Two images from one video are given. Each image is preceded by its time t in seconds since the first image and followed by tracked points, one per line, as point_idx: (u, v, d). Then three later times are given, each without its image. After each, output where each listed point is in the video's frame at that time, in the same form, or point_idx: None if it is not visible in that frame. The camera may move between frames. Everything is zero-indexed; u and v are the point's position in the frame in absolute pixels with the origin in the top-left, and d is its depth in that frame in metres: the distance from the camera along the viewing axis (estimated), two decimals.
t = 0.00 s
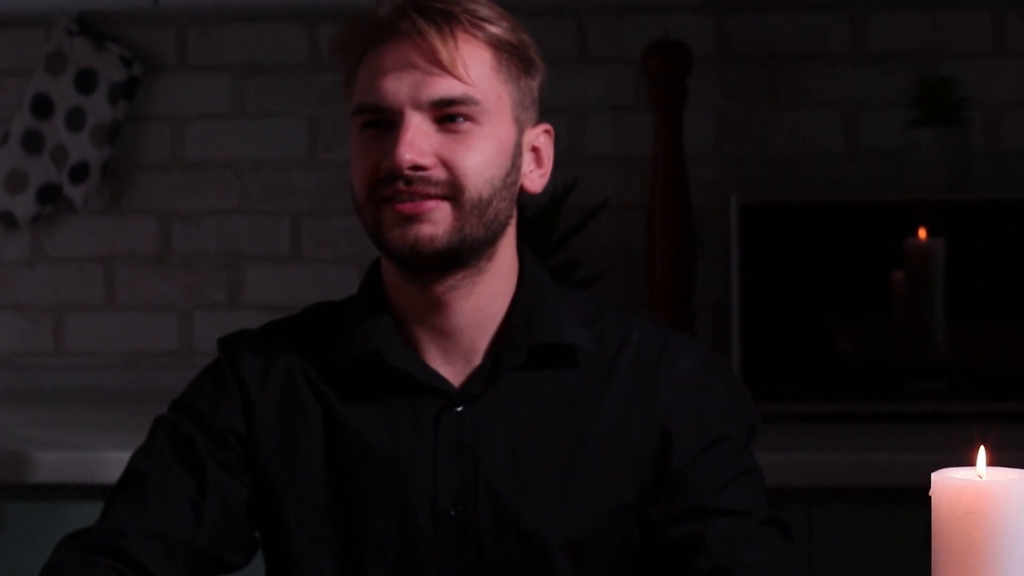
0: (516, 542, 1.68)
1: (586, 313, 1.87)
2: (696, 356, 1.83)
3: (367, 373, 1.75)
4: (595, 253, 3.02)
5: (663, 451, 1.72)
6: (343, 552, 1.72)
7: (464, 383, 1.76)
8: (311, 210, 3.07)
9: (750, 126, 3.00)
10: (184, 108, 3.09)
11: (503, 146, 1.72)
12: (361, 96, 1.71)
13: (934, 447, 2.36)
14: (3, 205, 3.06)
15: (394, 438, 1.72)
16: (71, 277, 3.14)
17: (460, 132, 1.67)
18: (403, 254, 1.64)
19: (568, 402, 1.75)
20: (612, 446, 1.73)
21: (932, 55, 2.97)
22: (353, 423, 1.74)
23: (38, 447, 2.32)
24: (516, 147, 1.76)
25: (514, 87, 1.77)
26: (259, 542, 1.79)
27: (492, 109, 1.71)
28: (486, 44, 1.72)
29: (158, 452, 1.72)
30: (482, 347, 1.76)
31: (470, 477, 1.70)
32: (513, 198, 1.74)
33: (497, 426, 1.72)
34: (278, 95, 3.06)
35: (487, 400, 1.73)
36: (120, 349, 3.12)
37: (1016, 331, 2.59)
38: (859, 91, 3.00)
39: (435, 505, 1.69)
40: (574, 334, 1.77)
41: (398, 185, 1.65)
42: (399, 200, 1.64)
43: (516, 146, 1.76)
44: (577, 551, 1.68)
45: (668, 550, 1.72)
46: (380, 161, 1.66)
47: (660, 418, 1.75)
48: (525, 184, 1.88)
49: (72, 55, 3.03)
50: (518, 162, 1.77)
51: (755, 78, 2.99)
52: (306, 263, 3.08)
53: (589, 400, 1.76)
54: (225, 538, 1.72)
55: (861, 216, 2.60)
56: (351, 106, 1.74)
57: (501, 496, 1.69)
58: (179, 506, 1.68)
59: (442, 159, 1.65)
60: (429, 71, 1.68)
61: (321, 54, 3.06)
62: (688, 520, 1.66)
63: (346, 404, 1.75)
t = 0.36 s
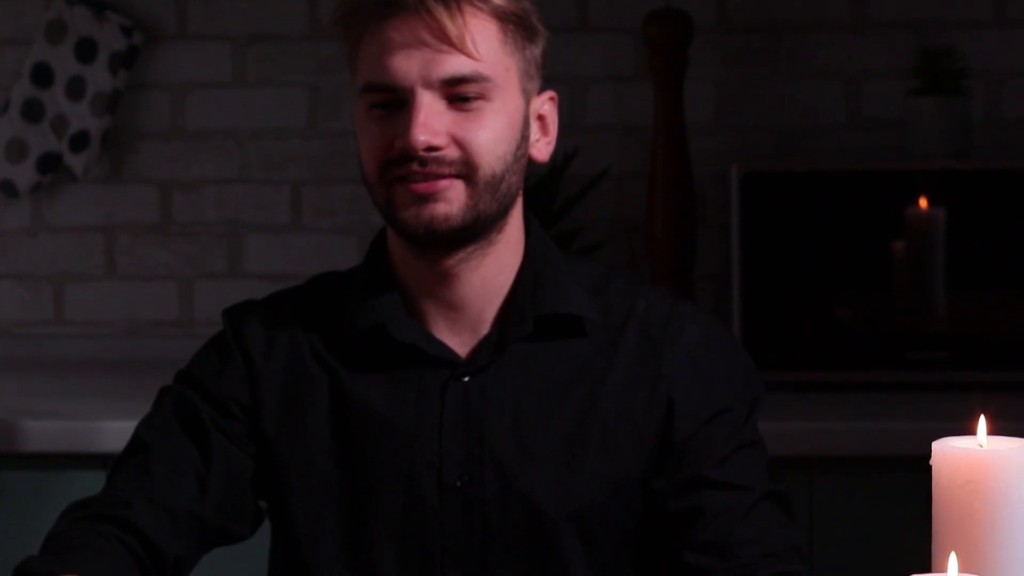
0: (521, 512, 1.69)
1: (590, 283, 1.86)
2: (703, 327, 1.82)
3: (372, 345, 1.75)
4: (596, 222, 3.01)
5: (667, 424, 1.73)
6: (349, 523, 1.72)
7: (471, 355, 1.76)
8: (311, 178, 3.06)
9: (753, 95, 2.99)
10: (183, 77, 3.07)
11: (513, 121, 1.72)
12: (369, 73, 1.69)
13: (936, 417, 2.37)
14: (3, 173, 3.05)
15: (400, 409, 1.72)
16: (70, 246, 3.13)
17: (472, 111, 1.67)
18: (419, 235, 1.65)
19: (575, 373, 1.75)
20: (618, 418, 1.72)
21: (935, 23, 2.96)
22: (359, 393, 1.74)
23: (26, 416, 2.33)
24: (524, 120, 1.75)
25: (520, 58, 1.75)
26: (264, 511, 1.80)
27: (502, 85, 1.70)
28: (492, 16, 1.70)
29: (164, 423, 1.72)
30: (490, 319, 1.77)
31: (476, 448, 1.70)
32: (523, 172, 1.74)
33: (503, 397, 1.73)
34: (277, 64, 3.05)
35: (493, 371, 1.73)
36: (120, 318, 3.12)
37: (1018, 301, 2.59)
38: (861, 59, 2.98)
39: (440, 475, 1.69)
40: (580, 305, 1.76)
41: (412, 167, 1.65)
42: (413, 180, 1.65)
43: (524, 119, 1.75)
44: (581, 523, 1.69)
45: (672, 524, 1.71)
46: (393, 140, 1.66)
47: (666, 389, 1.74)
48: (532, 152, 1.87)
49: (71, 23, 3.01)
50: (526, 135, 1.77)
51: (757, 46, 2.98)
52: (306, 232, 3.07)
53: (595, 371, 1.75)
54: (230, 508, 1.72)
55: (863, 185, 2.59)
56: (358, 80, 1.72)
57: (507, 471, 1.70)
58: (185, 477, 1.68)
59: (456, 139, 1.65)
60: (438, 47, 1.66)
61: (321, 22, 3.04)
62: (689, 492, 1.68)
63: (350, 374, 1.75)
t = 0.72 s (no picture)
0: (523, 482, 1.69)
1: (591, 251, 1.86)
2: (705, 295, 1.82)
3: (373, 313, 1.75)
4: (596, 190, 3.01)
5: (669, 392, 1.74)
6: (351, 491, 1.73)
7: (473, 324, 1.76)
8: (311, 146, 3.05)
9: (753, 62, 2.98)
10: (183, 44, 3.06)
11: (515, 90, 1.71)
12: (370, 45, 1.68)
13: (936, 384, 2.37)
14: (2, 140, 3.04)
15: (403, 378, 1.73)
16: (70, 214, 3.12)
17: (475, 82, 1.66)
18: (423, 207, 1.65)
19: (577, 343, 1.75)
20: (618, 388, 1.73)
21: None
22: (361, 362, 1.74)
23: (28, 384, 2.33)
24: (525, 89, 1.75)
25: (520, 26, 1.74)
26: (267, 479, 1.80)
27: (504, 55, 1.69)
28: None
29: (166, 391, 1.71)
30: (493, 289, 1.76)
31: (478, 417, 1.71)
32: (525, 142, 1.74)
33: (505, 366, 1.73)
34: (277, 31, 3.04)
35: (495, 341, 1.74)
36: (120, 286, 3.11)
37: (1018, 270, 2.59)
38: (862, 27, 2.97)
39: (442, 444, 1.70)
40: (583, 275, 1.76)
41: (416, 140, 1.64)
42: (417, 153, 1.64)
43: (525, 88, 1.75)
44: (583, 493, 1.69)
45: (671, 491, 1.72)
46: (396, 113, 1.65)
47: (667, 359, 1.75)
48: (534, 119, 1.86)
49: None
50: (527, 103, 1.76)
51: (758, 13, 2.97)
52: (306, 199, 3.06)
53: (596, 340, 1.76)
54: (233, 476, 1.72)
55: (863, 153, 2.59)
56: (358, 51, 1.71)
57: (508, 440, 1.70)
58: (188, 445, 1.68)
59: (459, 111, 1.65)
60: (439, 19, 1.65)
61: None
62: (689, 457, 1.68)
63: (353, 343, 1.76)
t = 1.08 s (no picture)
0: (523, 442, 1.70)
1: (592, 210, 1.86)
2: (706, 255, 1.82)
3: (373, 274, 1.75)
4: (597, 150, 2.99)
5: (668, 352, 1.74)
6: (353, 451, 1.73)
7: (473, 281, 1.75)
8: (312, 105, 3.04)
9: (754, 20, 2.96)
10: (183, 3, 3.04)
11: (521, 50, 1.70)
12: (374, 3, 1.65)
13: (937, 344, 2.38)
14: (2, 101, 3.03)
15: (404, 337, 1.73)
16: (70, 175, 3.11)
17: (481, 44, 1.64)
18: (429, 168, 1.65)
19: (577, 302, 1.75)
20: (619, 348, 1.73)
21: None
22: (362, 322, 1.74)
23: (27, 343, 2.33)
24: (530, 47, 1.73)
25: None
26: (269, 438, 1.80)
27: (509, 15, 1.67)
28: None
29: (168, 351, 1.71)
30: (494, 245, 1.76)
31: (479, 376, 1.71)
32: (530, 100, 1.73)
33: (506, 326, 1.73)
34: None
35: (497, 301, 1.74)
36: (121, 246, 3.11)
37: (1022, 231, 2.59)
38: None
39: (443, 403, 1.70)
40: (585, 235, 1.76)
41: (422, 101, 1.64)
42: (423, 115, 1.64)
43: (530, 46, 1.73)
44: (584, 453, 1.70)
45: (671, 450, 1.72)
46: (403, 73, 1.64)
47: (668, 319, 1.75)
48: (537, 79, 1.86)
49: None
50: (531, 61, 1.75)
51: None
52: (306, 159, 3.05)
53: (597, 300, 1.75)
54: (235, 437, 1.72)
55: (865, 113, 2.58)
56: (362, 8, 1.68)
57: (509, 399, 1.70)
58: (189, 405, 1.68)
59: (466, 73, 1.63)
60: None
61: None
62: (690, 418, 1.69)
63: (352, 302, 1.75)
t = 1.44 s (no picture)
0: (524, 403, 1.70)
1: (593, 171, 1.85)
2: (707, 216, 1.82)
3: (375, 236, 1.74)
4: (597, 111, 2.98)
5: (668, 314, 1.74)
6: (353, 413, 1.72)
7: (472, 243, 1.74)
8: (312, 67, 3.02)
9: None
10: None
11: (527, 15, 1.71)
12: None
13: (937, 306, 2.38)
14: None
15: (404, 299, 1.72)
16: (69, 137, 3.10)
17: (489, 9, 1.66)
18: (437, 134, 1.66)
19: (578, 265, 1.75)
20: (620, 309, 1.73)
21: None
22: (362, 284, 1.73)
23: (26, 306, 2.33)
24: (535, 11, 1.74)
25: None
26: (270, 401, 1.80)
27: None
28: None
29: (168, 314, 1.70)
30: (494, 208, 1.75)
31: (479, 338, 1.71)
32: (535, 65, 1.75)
33: (506, 287, 1.73)
34: None
35: (497, 263, 1.73)
36: (120, 208, 3.09)
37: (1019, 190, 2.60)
38: None
39: (443, 364, 1.70)
40: (584, 196, 1.76)
41: (432, 67, 1.66)
42: (431, 81, 1.66)
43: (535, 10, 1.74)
44: (584, 414, 1.70)
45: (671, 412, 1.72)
46: (412, 38, 1.67)
47: (668, 280, 1.75)
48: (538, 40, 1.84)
49: None
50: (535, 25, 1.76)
51: None
52: (306, 122, 3.04)
53: (598, 261, 1.75)
54: (235, 400, 1.71)
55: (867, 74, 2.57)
56: None
57: (510, 362, 1.70)
58: (190, 368, 1.67)
59: (474, 39, 1.66)
60: None
61: None
62: (691, 381, 1.69)
63: (353, 265, 1.74)
